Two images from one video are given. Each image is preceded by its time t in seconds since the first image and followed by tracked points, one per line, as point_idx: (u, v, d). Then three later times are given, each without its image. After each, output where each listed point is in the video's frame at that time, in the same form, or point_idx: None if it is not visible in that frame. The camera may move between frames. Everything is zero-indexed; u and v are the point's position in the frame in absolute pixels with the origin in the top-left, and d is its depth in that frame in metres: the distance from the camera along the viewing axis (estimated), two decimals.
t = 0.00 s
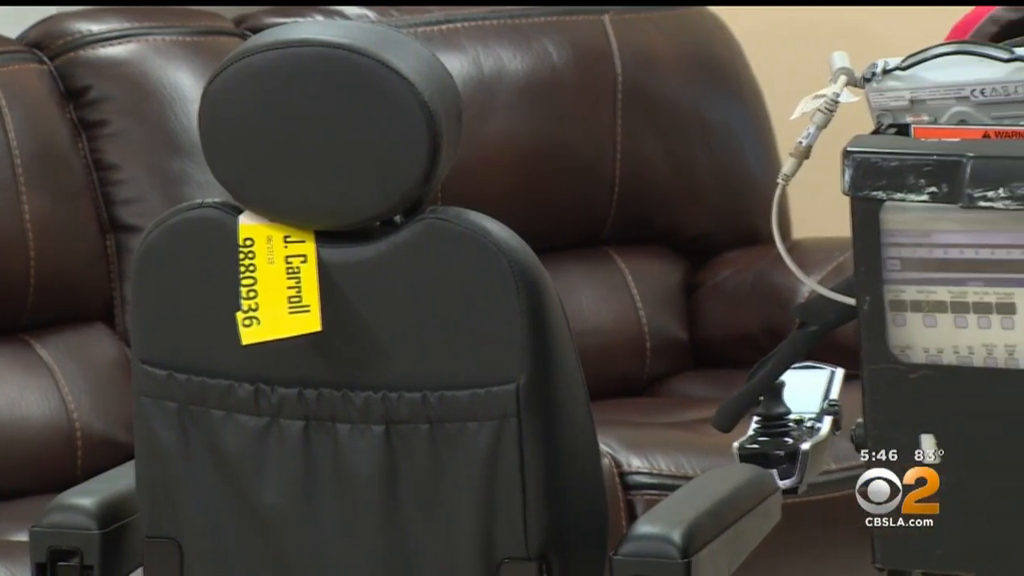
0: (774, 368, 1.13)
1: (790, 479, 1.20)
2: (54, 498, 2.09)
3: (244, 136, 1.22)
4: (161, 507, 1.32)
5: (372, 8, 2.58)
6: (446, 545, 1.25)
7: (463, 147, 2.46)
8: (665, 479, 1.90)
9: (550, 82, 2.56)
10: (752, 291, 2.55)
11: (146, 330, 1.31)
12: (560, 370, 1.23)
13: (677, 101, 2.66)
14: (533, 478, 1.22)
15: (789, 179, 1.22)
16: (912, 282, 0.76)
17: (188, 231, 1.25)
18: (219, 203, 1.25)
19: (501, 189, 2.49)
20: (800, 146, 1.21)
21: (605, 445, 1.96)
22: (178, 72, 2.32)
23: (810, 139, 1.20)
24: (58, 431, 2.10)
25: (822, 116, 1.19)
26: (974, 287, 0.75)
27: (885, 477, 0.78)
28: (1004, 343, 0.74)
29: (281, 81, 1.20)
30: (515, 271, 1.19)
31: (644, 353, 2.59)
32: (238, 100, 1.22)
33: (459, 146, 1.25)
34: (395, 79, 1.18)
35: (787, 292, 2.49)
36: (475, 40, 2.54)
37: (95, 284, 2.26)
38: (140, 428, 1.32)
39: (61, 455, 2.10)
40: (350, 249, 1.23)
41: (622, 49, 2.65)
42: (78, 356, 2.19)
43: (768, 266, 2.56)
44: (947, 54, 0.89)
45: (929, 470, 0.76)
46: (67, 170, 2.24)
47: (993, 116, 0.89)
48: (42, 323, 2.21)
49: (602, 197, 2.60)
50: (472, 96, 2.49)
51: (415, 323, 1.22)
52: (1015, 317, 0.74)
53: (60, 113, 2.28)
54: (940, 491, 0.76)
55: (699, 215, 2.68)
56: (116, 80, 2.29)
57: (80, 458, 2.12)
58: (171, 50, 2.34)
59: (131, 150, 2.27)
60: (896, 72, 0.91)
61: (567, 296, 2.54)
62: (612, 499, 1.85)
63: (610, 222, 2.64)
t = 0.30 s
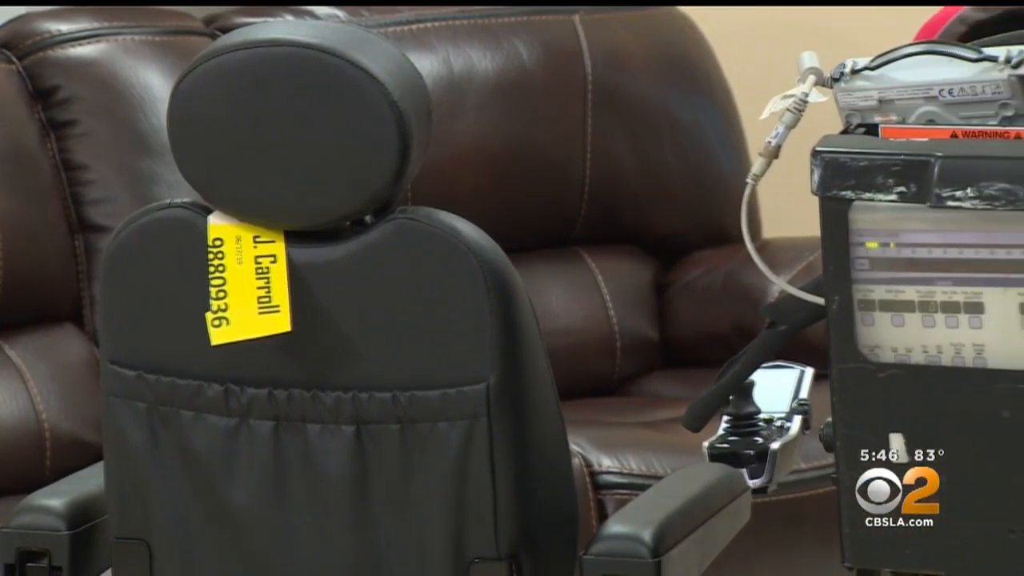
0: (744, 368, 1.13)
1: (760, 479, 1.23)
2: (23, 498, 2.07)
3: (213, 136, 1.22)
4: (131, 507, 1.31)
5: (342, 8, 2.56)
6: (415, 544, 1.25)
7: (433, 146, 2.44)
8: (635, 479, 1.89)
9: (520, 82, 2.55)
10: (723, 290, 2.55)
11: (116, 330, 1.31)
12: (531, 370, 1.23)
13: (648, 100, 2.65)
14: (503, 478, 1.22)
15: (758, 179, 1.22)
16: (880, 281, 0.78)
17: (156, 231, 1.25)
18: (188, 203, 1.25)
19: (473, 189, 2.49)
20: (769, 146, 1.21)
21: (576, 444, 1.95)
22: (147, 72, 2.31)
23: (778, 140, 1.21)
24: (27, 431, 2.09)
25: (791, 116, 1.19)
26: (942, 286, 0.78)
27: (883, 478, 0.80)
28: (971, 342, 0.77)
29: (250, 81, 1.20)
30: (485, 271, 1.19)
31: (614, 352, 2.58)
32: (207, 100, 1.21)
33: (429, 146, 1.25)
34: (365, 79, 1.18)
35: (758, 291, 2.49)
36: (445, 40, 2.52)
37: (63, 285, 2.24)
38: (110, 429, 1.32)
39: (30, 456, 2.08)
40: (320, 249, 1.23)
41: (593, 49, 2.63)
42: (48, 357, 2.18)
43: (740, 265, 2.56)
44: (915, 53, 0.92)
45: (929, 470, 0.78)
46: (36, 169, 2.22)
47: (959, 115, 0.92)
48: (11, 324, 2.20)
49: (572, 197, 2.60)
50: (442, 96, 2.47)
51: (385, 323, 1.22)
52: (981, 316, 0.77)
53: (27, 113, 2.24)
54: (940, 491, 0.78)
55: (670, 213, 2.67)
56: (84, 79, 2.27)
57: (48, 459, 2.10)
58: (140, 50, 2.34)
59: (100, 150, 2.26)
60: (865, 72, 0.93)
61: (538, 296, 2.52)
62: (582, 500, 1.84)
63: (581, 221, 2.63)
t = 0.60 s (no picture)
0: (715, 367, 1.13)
1: (730, 479, 1.23)
2: None
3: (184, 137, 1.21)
4: (101, 509, 1.31)
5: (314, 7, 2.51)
6: (386, 544, 1.25)
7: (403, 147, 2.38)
8: (607, 478, 1.88)
9: (491, 82, 2.49)
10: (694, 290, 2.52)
11: (85, 330, 1.30)
12: (502, 371, 1.23)
13: (620, 98, 2.59)
14: (473, 479, 1.22)
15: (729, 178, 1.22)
16: (849, 281, 0.81)
17: (126, 231, 1.25)
18: (158, 203, 1.25)
19: (441, 189, 2.43)
20: (739, 145, 1.21)
21: (546, 444, 1.95)
22: (117, 72, 2.26)
23: (749, 139, 1.21)
24: None
25: (761, 116, 1.19)
26: (912, 286, 0.80)
27: (883, 478, 0.81)
28: (941, 341, 0.80)
29: (221, 82, 1.20)
30: (456, 271, 1.18)
31: (586, 351, 2.54)
32: (176, 100, 1.21)
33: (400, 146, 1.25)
34: (335, 79, 1.18)
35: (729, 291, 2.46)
36: (415, 39, 2.46)
37: (31, 286, 2.17)
38: (79, 430, 1.32)
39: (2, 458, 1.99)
40: (289, 249, 1.22)
41: (564, 50, 2.58)
42: (18, 357, 2.10)
43: (711, 264, 2.53)
44: (882, 54, 0.97)
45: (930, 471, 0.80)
46: (3, 168, 2.14)
47: (929, 115, 0.97)
48: None
49: (542, 196, 2.54)
50: (413, 96, 2.42)
51: (355, 323, 1.22)
52: (950, 315, 0.80)
53: None
54: (939, 491, 0.80)
55: (642, 213, 2.62)
56: (54, 80, 2.21)
57: (19, 461, 2.01)
58: (110, 51, 2.28)
59: (70, 151, 2.20)
60: (835, 72, 0.99)
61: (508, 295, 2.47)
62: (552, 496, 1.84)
63: (550, 224, 2.58)
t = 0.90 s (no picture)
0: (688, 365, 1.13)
1: (703, 479, 1.23)
2: None
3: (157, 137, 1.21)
4: (72, 510, 1.31)
5: (287, 6, 2.48)
6: (359, 545, 1.25)
7: (375, 147, 2.34)
8: (580, 478, 1.88)
9: (466, 82, 2.46)
10: (666, 289, 2.50)
11: (57, 331, 1.30)
12: (474, 370, 1.23)
13: (592, 96, 2.58)
14: (446, 479, 1.22)
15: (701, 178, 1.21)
16: (822, 281, 0.85)
17: (97, 231, 1.25)
18: (129, 203, 1.25)
19: (415, 189, 2.39)
20: (711, 146, 1.21)
21: (520, 445, 1.95)
22: (89, 71, 2.21)
23: (721, 139, 1.21)
24: None
25: (733, 116, 1.19)
26: (884, 285, 0.84)
27: (883, 478, 0.84)
28: (912, 341, 0.83)
29: (192, 81, 1.19)
30: (428, 271, 1.18)
31: (560, 352, 2.51)
32: (148, 101, 1.21)
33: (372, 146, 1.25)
34: (308, 80, 1.18)
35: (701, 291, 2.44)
36: (388, 39, 2.43)
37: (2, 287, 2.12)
38: (51, 430, 1.31)
39: None
40: (261, 249, 1.22)
41: (537, 48, 2.56)
42: None
43: (684, 265, 2.51)
44: (856, 53, 0.99)
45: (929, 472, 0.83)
46: None
47: (900, 115, 0.99)
48: None
49: (514, 195, 2.51)
50: (385, 96, 2.38)
51: (328, 324, 1.22)
52: (921, 314, 0.83)
53: None
54: (939, 491, 0.83)
55: (615, 213, 2.60)
56: (26, 79, 2.16)
57: None
58: (82, 51, 2.23)
59: (42, 151, 2.15)
60: (807, 72, 1.00)
61: (481, 295, 2.44)
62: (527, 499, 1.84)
63: (524, 222, 2.54)
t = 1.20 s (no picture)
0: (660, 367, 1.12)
1: (676, 478, 1.22)
2: None
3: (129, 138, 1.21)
4: (43, 511, 1.31)
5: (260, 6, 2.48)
6: (333, 545, 1.25)
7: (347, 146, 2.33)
8: (554, 478, 1.88)
9: (439, 82, 2.45)
10: (640, 289, 2.50)
11: (28, 332, 1.29)
12: (448, 370, 1.23)
13: (566, 99, 2.58)
14: (420, 480, 1.22)
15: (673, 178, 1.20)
16: (794, 281, 0.84)
17: (69, 232, 1.24)
18: (101, 204, 1.24)
19: (388, 190, 2.38)
20: (684, 146, 1.20)
21: (494, 445, 1.95)
22: (61, 72, 2.20)
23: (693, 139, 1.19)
24: None
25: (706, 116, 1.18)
26: (856, 285, 0.83)
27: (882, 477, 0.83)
28: (884, 341, 0.83)
29: (164, 81, 1.19)
30: (401, 272, 1.18)
31: (533, 351, 2.51)
32: (119, 100, 1.20)
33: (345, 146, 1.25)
34: (280, 79, 1.17)
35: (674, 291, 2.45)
36: (361, 39, 2.42)
37: None
38: (23, 431, 1.31)
39: None
40: (233, 250, 1.22)
41: (510, 48, 2.56)
42: None
43: (657, 265, 2.51)
44: (828, 53, 0.97)
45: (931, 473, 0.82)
46: None
47: (871, 115, 0.97)
48: None
49: (488, 195, 2.51)
50: (359, 96, 2.37)
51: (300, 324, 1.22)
52: (893, 314, 0.83)
53: None
54: (939, 491, 0.82)
55: (589, 214, 2.60)
56: None
57: None
58: (54, 51, 2.22)
59: (12, 151, 2.14)
60: (779, 72, 0.98)
61: (455, 295, 2.43)
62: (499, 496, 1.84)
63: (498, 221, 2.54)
